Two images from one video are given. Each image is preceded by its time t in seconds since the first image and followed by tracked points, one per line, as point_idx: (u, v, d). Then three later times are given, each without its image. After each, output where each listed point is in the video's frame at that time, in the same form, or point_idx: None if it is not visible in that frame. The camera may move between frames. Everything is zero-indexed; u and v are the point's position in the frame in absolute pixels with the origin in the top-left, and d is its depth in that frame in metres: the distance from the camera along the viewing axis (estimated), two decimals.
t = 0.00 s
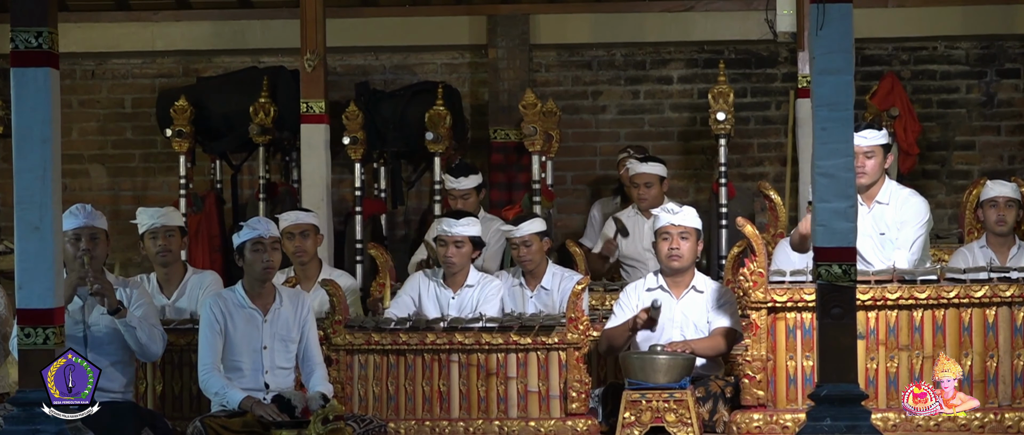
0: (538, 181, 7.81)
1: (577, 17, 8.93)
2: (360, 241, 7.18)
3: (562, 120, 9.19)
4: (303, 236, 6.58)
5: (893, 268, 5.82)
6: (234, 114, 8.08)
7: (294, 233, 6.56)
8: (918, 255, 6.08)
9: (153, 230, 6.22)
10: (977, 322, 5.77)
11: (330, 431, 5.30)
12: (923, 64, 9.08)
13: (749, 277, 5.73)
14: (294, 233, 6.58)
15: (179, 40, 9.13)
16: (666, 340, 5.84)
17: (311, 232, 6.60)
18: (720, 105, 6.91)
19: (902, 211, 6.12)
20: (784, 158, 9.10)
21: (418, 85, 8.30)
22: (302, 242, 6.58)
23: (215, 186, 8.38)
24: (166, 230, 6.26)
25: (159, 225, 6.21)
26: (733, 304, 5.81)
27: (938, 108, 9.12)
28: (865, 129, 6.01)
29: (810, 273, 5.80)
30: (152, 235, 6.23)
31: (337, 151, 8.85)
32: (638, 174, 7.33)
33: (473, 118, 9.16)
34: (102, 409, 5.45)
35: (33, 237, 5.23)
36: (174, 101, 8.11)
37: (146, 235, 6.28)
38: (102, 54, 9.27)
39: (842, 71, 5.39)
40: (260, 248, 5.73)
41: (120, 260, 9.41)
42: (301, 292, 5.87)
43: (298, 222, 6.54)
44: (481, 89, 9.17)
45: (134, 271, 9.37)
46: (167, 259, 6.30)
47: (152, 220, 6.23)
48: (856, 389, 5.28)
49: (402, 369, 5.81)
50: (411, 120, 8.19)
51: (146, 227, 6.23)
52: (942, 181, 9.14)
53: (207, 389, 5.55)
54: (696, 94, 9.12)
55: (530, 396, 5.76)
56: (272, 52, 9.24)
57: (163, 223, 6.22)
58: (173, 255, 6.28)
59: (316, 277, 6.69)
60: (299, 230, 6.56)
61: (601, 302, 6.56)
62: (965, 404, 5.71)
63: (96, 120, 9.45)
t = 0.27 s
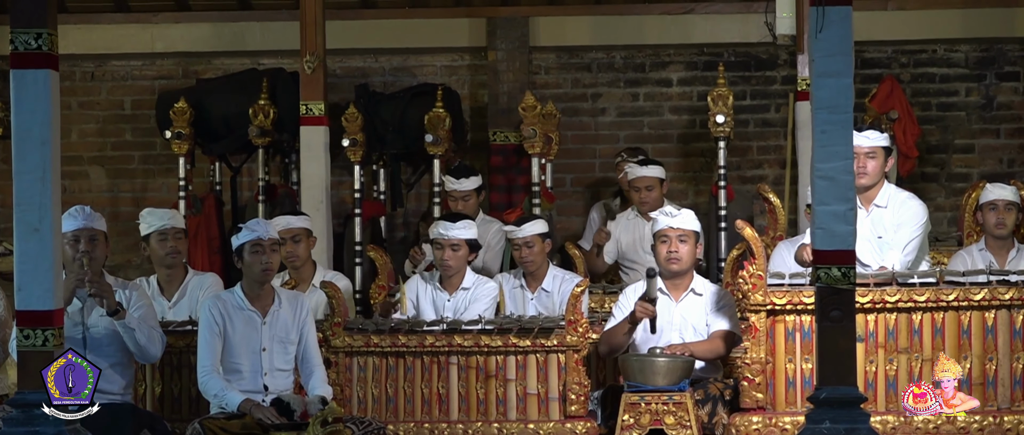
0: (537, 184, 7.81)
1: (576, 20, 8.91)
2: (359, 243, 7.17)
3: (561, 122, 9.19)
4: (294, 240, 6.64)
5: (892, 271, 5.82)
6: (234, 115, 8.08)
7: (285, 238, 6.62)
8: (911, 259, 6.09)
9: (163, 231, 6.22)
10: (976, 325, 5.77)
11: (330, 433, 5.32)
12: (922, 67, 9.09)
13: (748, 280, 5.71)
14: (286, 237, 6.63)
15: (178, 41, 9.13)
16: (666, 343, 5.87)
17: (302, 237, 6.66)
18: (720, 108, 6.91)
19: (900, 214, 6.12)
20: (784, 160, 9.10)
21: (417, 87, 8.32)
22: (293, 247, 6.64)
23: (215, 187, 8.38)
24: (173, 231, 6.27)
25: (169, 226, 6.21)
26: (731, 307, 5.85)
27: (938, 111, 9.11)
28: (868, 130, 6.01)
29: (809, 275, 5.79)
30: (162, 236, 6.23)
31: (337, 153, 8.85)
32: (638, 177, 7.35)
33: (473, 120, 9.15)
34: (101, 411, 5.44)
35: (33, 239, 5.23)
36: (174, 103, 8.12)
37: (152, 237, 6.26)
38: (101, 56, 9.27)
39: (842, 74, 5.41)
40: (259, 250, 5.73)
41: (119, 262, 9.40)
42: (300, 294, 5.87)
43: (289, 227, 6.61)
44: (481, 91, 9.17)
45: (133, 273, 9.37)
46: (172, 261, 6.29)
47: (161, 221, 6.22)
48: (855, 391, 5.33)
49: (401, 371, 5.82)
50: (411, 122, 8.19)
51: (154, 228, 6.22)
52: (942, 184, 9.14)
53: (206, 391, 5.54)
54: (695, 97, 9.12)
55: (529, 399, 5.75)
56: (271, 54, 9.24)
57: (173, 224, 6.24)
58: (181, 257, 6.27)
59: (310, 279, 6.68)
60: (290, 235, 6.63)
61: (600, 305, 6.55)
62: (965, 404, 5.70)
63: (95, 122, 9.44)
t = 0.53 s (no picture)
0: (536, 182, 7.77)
1: (575, 17, 8.92)
2: (358, 240, 7.17)
3: (560, 120, 9.19)
4: (288, 240, 6.61)
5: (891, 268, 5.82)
6: (232, 113, 8.07)
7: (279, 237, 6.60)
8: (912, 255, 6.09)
9: (169, 229, 6.20)
10: (975, 322, 5.77)
11: (328, 431, 5.31)
12: (921, 64, 9.08)
13: (746, 277, 5.72)
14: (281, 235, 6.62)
15: (176, 39, 9.13)
16: (664, 340, 5.84)
17: (296, 236, 6.63)
18: (718, 105, 6.91)
19: (899, 210, 6.13)
20: (782, 158, 9.10)
21: (416, 85, 8.31)
22: (288, 246, 6.62)
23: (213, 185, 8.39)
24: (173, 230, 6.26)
25: (177, 224, 6.19)
26: (731, 304, 5.82)
27: (936, 108, 9.12)
28: (869, 124, 6.01)
29: (808, 272, 5.80)
30: (170, 234, 6.21)
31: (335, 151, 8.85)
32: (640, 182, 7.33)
33: (471, 117, 9.15)
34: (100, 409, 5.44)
35: (31, 237, 5.23)
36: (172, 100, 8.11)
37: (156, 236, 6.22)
38: (99, 54, 9.27)
39: (841, 70, 5.44)
40: (257, 247, 5.72)
41: (117, 260, 9.40)
42: (298, 291, 5.87)
43: (282, 226, 6.60)
44: (479, 88, 9.16)
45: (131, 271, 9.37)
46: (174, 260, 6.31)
47: (165, 219, 6.20)
48: (853, 388, 5.34)
49: (399, 369, 5.81)
50: (409, 119, 8.18)
51: (159, 226, 6.19)
52: (941, 181, 9.14)
53: (205, 389, 5.55)
54: (694, 94, 9.12)
55: (528, 396, 5.76)
56: (270, 52, 9.23)
57: (177, 222, 6.23)
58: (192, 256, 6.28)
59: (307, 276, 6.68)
60: (284, 233, 6.60)
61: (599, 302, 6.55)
62: (965, 404, 5.70)
63: (94, 119, 9.44)
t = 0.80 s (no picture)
0: (537, 181, 7.72)
1: (575, 15, 8.96)
2: (358, 239, 7.17)
3: (559, 118, 9.19)
4: (289, 238, 6.60)
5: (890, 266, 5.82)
6: (231, 112, 8.07)
7: (280, 235, 6.58)
8: (916, 252, 6.09)
9: (162, 228, 6.20)
10: (975, 321, 5.77)
11: (329, 429, 5.31)
12: (920, 63, 9.08)
13: (746, 275, 5.72)
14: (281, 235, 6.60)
15: (176, 38, 9.13)
16: (664, 338, 5.86)
17: (297, 234, 6.62)
18: (717, 104, 6.91)
19: (903, 207, 6.14)
20: (782, 156, 9.10)
21: (415, 84, 8.31)
22: (289, 245, 6.61)
23: (213, 184, 8.39)
24: (171, 230, 6.24)
25: (168, 223, 6.19)
26: (731, 303, 5.83)
27: (936, 107, 9.12)
28: (871, 123, 6.02)
29: (807, 271, 5.80)
30: (160, 233, 6.20)
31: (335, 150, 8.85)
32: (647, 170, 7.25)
33: (471, 116, 9.15)
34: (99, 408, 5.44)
35: (31, 236, 5.23)
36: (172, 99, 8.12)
37: (151, 234, 6.24)
38: (98, 53, 9.27)
39: (841, 69, 5.45)
40: (256, 246, 5.73)
41: (117, 259, 9.40)
42: (298, 290, 5.87)
43: (283, 224, 6.54)
44: (479, 86, 9.15)
45: (131, 270, 9.37)
46: (173, 258, 6.28)
47: (161, 218, 6.21)
48: (854, 387, 5.34)
49: (399, 367, 5.81)
50: (409, 118, 8.18)
51: (153, 225, 6.19)
52: (940, 180, 9.15)
53: (205, 387, 5.56)
54: (693, 93, 9.12)
55: (528, 394, 5.75)
56: (269, 50, 9.22)
57: (172, 221, 6.22)
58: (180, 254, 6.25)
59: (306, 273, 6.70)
60: (285, 232, 6.57)
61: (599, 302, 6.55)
62: (965, 404, 5.67)
63: (93, 118, 9.44)
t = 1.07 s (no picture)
0: (537, 179, 7.70)
1: (575, 14, 8.96)
2: (358, 237, 7.17)
3: (559, 117, 9.19)
4: (297, 235, 6.61)
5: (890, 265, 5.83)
6: (231, 110, 8.07)
7: (288, 232, 6.58)
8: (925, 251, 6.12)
9: (158, 225, 6.22)
10: (976, 318, 5.77)
11: (329, 428, 5.31)
12: (920, 61, 9.08)
13: (746, 274, 5.72)
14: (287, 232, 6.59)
15: (176, 36, 9.13)
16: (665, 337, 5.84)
17: (304, 232, 6.62)
18: (717, 102, 6.91)
19: (911, 206, 6.15)
20: (782, 155, 9.09)
21: (415, 83, 8.31)
22: (295, 242, 6.60)
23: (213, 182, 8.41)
24: (170, 227, 6.25)
25: (164, 221, 6.20)
26: (731, 301, 5.83)
27: (936, 105, 9.12)
28: (879, 124, 5.99)
29: (807, 269, 5.79)
30: (156, 231, 6.23)
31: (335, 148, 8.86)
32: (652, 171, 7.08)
33: (471, 114, 9.14)
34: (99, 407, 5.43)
35: (31, 234, 5.23)
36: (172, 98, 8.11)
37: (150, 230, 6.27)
38: (98, 51, 9.26)
39: (841, 68, 5.46)
40: (256, 244, 5.73)
41: (117, 258, 9.40)
42: (299, 288, 5.87)
43: (290, 221, 6.55)
44: (479, 85, 9.14)
45: (131, 269, 9.37)
46: (169, 256, 6.29)
47: (158, 214, 6.24)
48: (854, 385, 5.36)
49: (399, 366, 5.81)
50: (408, 117, 8.18)
51: (151, 222, 6.24)
52: (940, 178, 9.15)
53: (205, 386, 5.55)
54: (694, 91, 9.11)
55: (528, 393, 5.76)
56: (269, 49, 9.22)
57: (169, 219, 6.24)
58: (174, 252, 6.26)
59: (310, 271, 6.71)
60: (292, 230, 6.58)
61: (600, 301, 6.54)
62: (965, 403, 5.67)
63: (94, 117, 9.44)
